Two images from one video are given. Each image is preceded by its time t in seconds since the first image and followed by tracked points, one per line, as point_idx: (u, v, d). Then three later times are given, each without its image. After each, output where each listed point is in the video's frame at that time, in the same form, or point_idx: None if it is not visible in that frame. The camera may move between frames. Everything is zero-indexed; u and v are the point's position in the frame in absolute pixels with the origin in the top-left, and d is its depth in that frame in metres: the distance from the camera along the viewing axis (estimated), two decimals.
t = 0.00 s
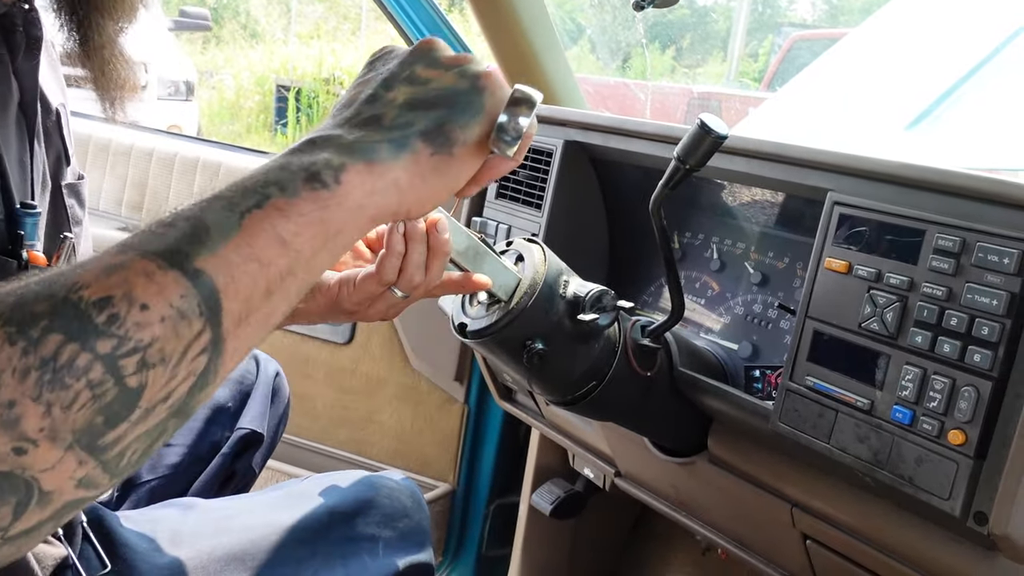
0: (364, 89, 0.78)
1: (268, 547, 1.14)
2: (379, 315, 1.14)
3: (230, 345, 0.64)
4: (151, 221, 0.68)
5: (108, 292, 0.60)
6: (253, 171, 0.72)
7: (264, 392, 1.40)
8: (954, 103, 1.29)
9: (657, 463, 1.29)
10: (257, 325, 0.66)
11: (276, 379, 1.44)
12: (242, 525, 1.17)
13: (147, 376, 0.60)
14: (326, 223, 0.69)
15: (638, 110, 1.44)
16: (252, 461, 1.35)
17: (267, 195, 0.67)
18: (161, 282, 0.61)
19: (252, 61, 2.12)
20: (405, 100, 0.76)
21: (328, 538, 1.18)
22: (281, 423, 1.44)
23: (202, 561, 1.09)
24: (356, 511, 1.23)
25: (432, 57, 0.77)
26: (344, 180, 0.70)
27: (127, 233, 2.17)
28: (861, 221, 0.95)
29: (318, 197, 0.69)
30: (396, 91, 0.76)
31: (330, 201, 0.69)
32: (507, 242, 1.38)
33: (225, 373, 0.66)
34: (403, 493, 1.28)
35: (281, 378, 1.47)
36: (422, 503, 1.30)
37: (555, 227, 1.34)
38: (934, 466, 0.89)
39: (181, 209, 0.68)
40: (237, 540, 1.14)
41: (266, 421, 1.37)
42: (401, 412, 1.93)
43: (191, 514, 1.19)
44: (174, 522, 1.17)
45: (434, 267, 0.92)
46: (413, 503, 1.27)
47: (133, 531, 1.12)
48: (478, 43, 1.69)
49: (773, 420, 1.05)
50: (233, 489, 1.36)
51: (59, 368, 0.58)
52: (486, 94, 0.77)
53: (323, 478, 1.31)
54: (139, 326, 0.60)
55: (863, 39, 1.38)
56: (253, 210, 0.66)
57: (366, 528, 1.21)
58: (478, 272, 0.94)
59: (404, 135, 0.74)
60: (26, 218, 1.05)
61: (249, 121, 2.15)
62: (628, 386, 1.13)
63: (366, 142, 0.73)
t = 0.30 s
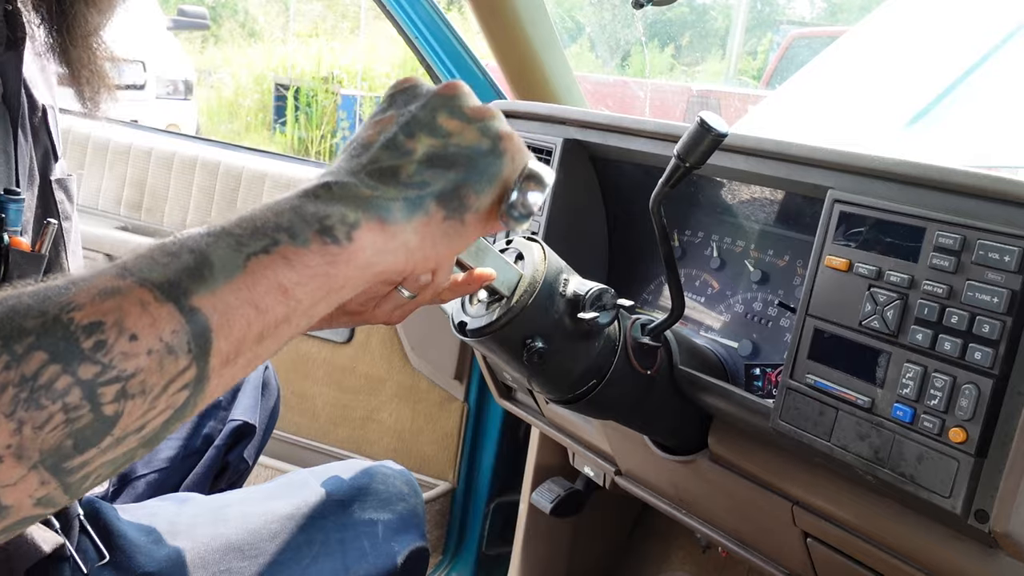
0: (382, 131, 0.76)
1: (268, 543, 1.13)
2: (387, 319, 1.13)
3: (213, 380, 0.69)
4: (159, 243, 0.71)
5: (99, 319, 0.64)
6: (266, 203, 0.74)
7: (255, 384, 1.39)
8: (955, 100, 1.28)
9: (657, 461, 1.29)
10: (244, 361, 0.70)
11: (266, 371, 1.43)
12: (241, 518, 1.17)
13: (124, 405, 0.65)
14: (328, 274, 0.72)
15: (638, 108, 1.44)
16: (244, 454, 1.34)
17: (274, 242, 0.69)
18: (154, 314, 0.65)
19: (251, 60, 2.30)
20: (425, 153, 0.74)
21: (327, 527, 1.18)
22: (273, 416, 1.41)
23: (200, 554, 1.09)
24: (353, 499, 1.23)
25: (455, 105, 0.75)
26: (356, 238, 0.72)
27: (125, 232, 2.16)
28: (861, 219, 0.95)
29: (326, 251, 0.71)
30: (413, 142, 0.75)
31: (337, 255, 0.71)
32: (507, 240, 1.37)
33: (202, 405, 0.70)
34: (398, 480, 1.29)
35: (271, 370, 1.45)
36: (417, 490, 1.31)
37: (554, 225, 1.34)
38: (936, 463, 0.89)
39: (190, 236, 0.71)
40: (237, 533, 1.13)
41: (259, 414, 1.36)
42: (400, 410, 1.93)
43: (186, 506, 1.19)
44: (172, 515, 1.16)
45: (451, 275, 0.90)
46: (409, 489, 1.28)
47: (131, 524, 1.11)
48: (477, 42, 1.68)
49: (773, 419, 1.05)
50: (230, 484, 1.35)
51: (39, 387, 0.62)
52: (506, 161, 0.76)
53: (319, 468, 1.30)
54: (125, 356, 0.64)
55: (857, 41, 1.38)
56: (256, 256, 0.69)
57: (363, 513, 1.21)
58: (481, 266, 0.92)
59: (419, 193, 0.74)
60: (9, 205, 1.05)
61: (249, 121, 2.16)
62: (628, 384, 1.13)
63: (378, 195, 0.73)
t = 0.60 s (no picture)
0: (344, 200, 0.80)
1: (270, 546, 1.14)
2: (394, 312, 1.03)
3: (133, 439, 0.74)
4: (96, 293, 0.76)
5: (27, 371, 0.69)
6: (209, 264, 0.80)
7: (263, 388, 1.38)
8: (956, 100, 1.29)
9: (658, 460, 1.29)
10: (165, 423, 0.75)
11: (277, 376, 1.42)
12: (245, 522, 1.17)
13: (42, 457, 0.70)
14: (259, 345, 0.77)
15: (638, 108, 1.44)
16: (252, 459, 1.34)
17: (212, 310, 0.74)
18: (82, 371, 0.70)
19: (251, 59, 2.09)
20: (378, 233, 0.79)
21: (329, 537, 1.17)
22: (283, 421, 1.41)
23: (203, 558, 1.09)
24: (358, 511, 1.22)
25: (418, 190, 0.80)
26: (294, 314, 0.76)
27: (127, 230, 2.17)
28: (862, 219, 0.96)
29: (262, 325, 0.76)
30: (372, 222, 0.79)
31: (272, 330, 0.76)
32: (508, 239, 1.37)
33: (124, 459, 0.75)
34: (405, 493, 1.27)
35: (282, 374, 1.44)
36: (423, 502, 1.29)
37: (555, 223, 1.34)
38: (936, 462, 0.89)
39: (131, 289, 0.76)
40: (239, 537, 1.14)
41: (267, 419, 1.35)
42: (401, 409, 1.93)
43: (192, 511, 1.20)
44: (176, 519, 1.17)
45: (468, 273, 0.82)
46: (415, 502, 1.27)
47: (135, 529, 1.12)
48: (477, 40, 1.69)
49: (774, 418, 1.05)
50: (236, 488, 1.35)
51: None
52: (454, 257, 0.79)
53: (323, 477, 1.30)
54: (48, 411, 0.69)
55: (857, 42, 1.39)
56: (193, 321, 0.74)
57: (368, 527, 1.20)
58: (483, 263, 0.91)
59: (365, 275, 0.78)
60: (25, 210, 1.05)
61: (249, 118, 2.14)
62: (629, 383, 1.13)
63: (325, 270, 0.78)
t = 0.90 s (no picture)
0: (280, 308, 0.77)
1: (274, 549, 1.14)
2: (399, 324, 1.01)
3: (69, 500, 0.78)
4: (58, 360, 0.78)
5: None
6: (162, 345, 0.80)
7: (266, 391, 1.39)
8: (957, 99, 1.28)
9: (661, 460, 1.29)
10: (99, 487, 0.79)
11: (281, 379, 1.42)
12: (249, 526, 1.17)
13: None
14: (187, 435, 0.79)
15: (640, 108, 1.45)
16: (256, 460, 1.35)
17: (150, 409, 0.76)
18: (43, 458, 0.74)
19: (252, 58, 2.10)
20: (300, 355, 0.77)
21: (332, 541, 1.17)
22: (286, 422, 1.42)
23: (207, 562, 1.09)
24: (363, 517, 1.22)
25: (348, 321, 0.78)
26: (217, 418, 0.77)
27: (129, 231, 2.17)
28: (865, 219, 0.95)
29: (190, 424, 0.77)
30: (296, 339, 0.77)
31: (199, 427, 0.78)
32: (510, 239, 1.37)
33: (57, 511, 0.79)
34: (408, 499, 1.28)
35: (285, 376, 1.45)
36: (426, 509, 1.30)
37: (556, 222, 1.34)
38: (940, 462, 0.89)
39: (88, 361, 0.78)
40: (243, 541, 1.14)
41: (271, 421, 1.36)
42: (403, 410, 1.93)
43: (198, 514, 1.20)
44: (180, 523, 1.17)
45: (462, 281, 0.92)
46: (419, 509, 1.27)
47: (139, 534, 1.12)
48: (478, 39, 1.68)
49: (777, 418, 1.05)
50: (240, 490, 1.36)
51: None
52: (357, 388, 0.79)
53: (328, 483, 1.30)
54: (8, 489, 0.73)
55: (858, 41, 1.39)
56: (136, 416, 0.76)
57: (372, 534, 1.20)
58: (484, 266, 0.93)
59: (276, 390, 0.77)
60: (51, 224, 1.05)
61: (250, 118, 2.13)
62: (631, 383, 1.13)
63: (247, 378, 0.77)
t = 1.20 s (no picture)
0: (211, 323, 0.87)
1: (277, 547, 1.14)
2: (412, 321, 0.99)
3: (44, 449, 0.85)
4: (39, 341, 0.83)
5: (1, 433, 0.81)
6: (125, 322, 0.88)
7: (267, 390, 1.40)
8: (960, 99, 1.28)
9: (662, 460, 1.29)
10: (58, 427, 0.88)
11: (281, 377, 1.43)
12: (252, 524, 1.17)
13: None
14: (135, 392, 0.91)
15: (642, 108, 1.48)
16: (256, 459, 1.35)
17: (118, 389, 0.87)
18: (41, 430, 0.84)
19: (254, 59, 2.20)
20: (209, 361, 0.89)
21: (333, 539, 1.18)
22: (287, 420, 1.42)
23: (210, 559, 1.09)
24: (364, 514, 1.22)
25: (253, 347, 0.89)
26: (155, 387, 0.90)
27: (130, 231, 2.16)
28: (868, 218, 0.95)
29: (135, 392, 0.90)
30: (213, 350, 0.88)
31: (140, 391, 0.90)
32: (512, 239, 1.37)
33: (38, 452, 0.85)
34: (409, 495, 1.28)
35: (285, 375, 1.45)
36: (428, 506, 1.30)
37: (559, 222, 1.34)
38: (942, 462, 0.89)
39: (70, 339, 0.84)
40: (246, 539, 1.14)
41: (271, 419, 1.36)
42: (405, 410, 1.93)
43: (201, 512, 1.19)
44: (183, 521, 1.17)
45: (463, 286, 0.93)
46: (420, 505, 1.27)
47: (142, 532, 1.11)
48: (478, 39, 1.70)
49: (779, 417, 1.05)
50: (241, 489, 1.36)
51: None
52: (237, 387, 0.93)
53: (330, 480, 1.30)
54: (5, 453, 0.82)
55: (863, 41, 1.37)
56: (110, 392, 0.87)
57: (372, 530, 1.20)
58: (484, 268, 0.94)
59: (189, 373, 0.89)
60: (54, 223, 1.03)
61: (253, 119, 2.18)
62: (632, 383, 1.13)
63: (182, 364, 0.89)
